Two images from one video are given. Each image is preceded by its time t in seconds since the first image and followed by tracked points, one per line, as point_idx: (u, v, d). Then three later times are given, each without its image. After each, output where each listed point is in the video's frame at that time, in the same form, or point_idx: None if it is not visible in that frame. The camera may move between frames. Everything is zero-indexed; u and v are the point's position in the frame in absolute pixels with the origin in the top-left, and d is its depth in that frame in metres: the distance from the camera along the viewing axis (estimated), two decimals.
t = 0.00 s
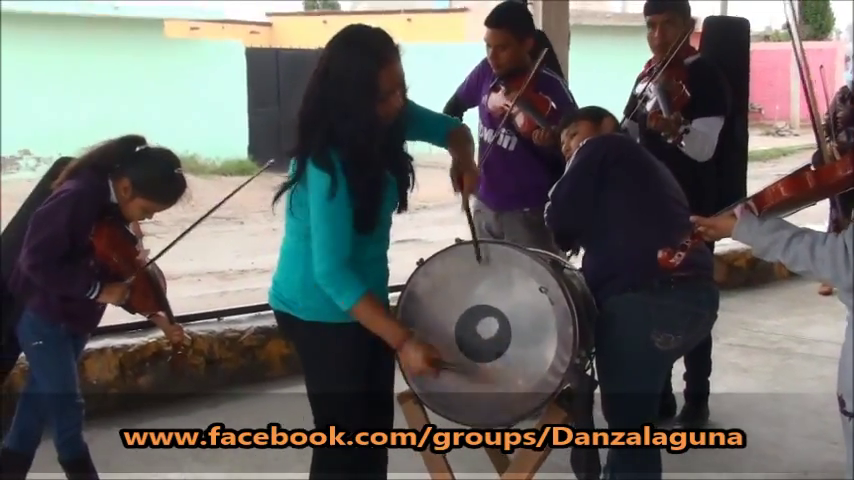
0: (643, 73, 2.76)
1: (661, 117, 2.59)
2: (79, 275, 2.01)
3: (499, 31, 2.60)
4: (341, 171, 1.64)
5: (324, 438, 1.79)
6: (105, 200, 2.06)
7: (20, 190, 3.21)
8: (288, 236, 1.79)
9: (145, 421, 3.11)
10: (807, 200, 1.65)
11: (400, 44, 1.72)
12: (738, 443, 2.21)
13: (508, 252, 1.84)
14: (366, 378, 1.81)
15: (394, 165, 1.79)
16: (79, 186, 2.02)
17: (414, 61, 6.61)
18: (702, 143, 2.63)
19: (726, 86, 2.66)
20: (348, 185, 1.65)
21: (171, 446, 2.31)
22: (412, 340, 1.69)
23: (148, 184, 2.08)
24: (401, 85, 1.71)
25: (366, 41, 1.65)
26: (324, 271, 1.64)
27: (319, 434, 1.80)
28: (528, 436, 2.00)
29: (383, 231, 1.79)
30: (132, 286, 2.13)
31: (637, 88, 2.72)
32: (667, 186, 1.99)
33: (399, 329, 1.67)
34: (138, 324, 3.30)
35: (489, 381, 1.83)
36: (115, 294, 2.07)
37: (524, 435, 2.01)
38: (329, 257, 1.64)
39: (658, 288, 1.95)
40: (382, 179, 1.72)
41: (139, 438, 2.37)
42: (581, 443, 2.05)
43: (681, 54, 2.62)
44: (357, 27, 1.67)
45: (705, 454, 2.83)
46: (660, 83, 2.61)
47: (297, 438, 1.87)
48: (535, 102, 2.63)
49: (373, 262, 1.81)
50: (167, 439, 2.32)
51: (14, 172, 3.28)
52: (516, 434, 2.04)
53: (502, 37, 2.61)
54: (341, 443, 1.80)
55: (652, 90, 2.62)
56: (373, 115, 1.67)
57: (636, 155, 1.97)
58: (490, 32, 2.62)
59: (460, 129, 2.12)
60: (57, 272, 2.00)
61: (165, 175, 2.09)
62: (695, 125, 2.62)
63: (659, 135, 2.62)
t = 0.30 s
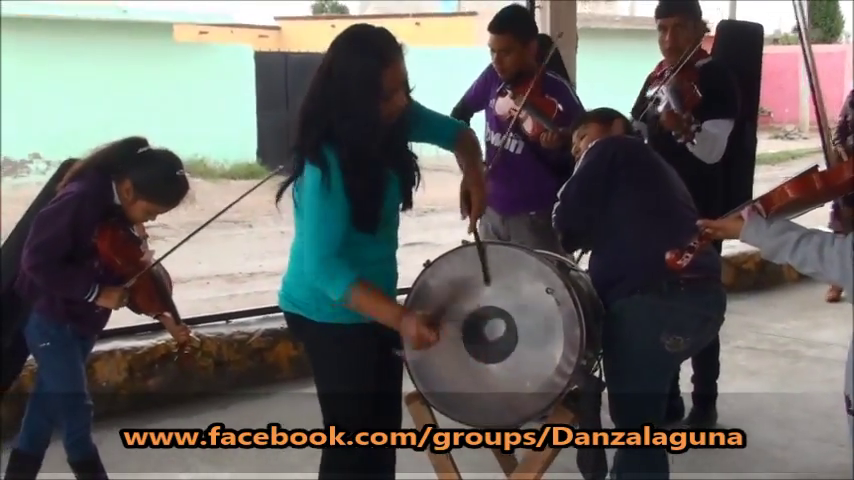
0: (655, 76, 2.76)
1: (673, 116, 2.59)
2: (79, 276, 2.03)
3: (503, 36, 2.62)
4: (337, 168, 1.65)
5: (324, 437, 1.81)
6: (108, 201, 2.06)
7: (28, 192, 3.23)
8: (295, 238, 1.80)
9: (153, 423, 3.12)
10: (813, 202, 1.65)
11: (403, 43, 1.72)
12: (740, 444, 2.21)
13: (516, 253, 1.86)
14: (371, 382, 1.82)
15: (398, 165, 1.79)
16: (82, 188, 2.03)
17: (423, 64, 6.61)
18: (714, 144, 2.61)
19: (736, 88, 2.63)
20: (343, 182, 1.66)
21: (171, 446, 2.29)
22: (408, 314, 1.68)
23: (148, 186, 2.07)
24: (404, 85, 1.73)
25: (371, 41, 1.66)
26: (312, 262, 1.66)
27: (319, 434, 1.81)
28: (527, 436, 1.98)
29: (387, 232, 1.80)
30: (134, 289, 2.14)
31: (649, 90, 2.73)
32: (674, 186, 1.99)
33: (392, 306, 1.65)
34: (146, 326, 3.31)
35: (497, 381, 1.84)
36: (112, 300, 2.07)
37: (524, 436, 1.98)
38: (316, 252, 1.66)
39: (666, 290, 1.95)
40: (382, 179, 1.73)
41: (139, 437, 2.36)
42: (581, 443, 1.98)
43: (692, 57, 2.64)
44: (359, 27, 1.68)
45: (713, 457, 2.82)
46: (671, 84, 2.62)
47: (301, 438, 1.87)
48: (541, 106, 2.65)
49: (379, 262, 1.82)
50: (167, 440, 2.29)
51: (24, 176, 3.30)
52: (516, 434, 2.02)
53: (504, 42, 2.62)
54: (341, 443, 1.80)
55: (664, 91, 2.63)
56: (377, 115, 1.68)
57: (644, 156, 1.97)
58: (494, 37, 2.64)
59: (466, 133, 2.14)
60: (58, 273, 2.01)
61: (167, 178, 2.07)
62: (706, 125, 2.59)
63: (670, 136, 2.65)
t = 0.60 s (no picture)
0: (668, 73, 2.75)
1: (688, 117, 2.57)
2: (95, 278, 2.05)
3: (516, 39, 2.62)
4: (338, 167, 1.66)
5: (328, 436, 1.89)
6: (115, 202, 2.09)
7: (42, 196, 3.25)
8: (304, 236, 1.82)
9: (165, 424, 3.14)
10: (825, 194, 1.62)
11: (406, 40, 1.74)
12: (739, 444, 2.22)
13: (525, 249, 1.85)
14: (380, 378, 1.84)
15: (404, 164, 1.80)
16: (88, 189, 2.05)
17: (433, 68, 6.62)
18: (730, 141, 2.61)
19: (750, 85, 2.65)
20: (343, 181, 1.67)
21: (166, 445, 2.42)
22: (401, 316, 1.74)
23: (153, 185, 2.09)
24: (407, 81, 1.75)
25: (373, 39, 1.67)
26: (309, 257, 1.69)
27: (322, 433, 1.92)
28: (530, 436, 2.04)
29: (394, 228, 1.81)
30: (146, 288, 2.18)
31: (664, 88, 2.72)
32: (686, 182, 2.00)
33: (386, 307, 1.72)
34: (158, 328, 3.34)
35: (508, 378, 1.84)
36: (129, 297, 2.11)
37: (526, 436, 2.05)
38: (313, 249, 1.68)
39: (676, 285, 1.95)
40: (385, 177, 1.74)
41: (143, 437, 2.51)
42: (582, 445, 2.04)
43: (704, 56, 2.61)
44: (360, 25, 1.69)
45: (725, 456, 2.82)
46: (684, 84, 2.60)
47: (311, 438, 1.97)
48: (553, 109, 2.64)
49: (385, 261, 1.82)
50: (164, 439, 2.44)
51: (38, 182, 3.32)
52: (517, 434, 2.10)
53: (516, 45, 2.63)
54: (341, 443, 1.83)
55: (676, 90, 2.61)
56: (381, 112, 1.69)
57: (655, 152, 1.97)
58: (508, 40, 2.64)
59: (483, 134, 2.15)
60: (70, 276, 2.03)
61: (172, 173, 2.10)
62: (721, 123, 2.59)
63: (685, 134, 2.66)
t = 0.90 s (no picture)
0: (671, 77, 2.77)
1: (696, 126, 2.56)
2: (108, 250, 2.10)
3: (514, 33, 2.62)
4: (335, 169, 1.67)
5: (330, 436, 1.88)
6: (99, 180, 2.13)
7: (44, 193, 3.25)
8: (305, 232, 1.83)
9: (168, 420, 3.14)
10: (822, 191, 1.67)
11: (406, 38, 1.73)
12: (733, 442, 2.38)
13: (528, 246, 1.86)
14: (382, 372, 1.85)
15: (402, 163, 1.80)
16: (71, 172, 2.09)
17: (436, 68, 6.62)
18: (739, 145, 2.60)
19: (755, 84, 2.67)
20: (339, 185, 1.68)
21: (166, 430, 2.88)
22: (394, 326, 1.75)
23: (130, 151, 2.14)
24: (408, 81, 1.74)
25: (373, 37, 1.68)
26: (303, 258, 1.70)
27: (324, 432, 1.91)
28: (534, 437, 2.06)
29: (393, 228, 1.82)
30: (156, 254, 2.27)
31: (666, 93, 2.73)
32: (690, 183, 2.00)
33: (379, 314, 1.74)
34: (162, 324, 3.35)
35: (509, 375, 1.84)
36: (149, 261, 2.19)
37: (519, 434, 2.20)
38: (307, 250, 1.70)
39: (677, 284, 1.96)
40: (382, 180, 1.74)
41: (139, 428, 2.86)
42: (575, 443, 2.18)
43: (708, 58, 2.65)
44: (359, 25, 1.69)
45: (726, 456, 2.82)
46: (691, 89, 2.61)
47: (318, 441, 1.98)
48: (552, 100, 2.67)
49: (385, 261, 1.83)
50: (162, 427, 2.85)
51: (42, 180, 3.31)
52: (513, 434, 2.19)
53: (511, 39, 2.64)
54: (342, 442, 1.84)
55: (682, 97, 2.62)
56: (379, 110, 1.70)
57: (660, 149, 1.97)
58: (506, 34, 2.64)
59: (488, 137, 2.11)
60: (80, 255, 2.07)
61: (143, 133, 2.15)
62: (727, 128, 2.61)
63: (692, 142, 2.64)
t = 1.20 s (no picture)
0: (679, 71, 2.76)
1: (707, 108, 2.57)
2: (91, 254, 2.09)
3: (521, 37, 2.63)
4: (350, 165, 1.67)
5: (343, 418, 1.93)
6: (97, 182, 2.13)
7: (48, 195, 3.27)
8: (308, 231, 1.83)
9: (172, 421, 3.15)
10: (826, 186, 1.64)
11: (411, 37, 1.74)
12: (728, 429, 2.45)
13: (528, 244, 1.85)
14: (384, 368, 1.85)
15: (409, 158, 1.81)
16: (68, 173, 2.10)
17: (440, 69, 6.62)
18: (744, 135, 2.62)
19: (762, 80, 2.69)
20: (355, 180, 1.68)
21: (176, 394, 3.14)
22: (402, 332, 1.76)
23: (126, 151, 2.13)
24: (414, 80, 1.75)
25: (380, 37, 1.68)
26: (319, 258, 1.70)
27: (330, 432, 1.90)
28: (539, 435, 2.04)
29: (400, 224, 1.83)
30: (155, 259, 2.24)
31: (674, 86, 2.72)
32: (693, 179, 1.98)
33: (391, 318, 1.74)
34: (167, 325, 3.36)
35: (511, 374, 1.85)
36: (136, 266, 2.14)
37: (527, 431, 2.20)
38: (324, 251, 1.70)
39: (678, 281, 1.95)
40: (394, 174, 1.75)
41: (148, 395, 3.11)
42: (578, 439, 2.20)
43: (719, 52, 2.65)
44: (367, 22, 1.70)
45: (730, 454, 2.82)
46: (700, 78, 2.61)
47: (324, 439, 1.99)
48: (557, 107, 2.64)
49: (392, 256, 1.84)
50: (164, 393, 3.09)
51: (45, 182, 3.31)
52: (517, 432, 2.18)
53: (522, 42, 2.63)
54: (344, 439, 1.85)
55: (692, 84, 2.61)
56: (384, 110, 1.70)
57: (664, 145, 1.96)
58: (513, 38, 2.65)
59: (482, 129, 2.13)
60: (67, 256, 2.07)
61: (136, 132, 2.14)
62: (738, 119, 2.62)
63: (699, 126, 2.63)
